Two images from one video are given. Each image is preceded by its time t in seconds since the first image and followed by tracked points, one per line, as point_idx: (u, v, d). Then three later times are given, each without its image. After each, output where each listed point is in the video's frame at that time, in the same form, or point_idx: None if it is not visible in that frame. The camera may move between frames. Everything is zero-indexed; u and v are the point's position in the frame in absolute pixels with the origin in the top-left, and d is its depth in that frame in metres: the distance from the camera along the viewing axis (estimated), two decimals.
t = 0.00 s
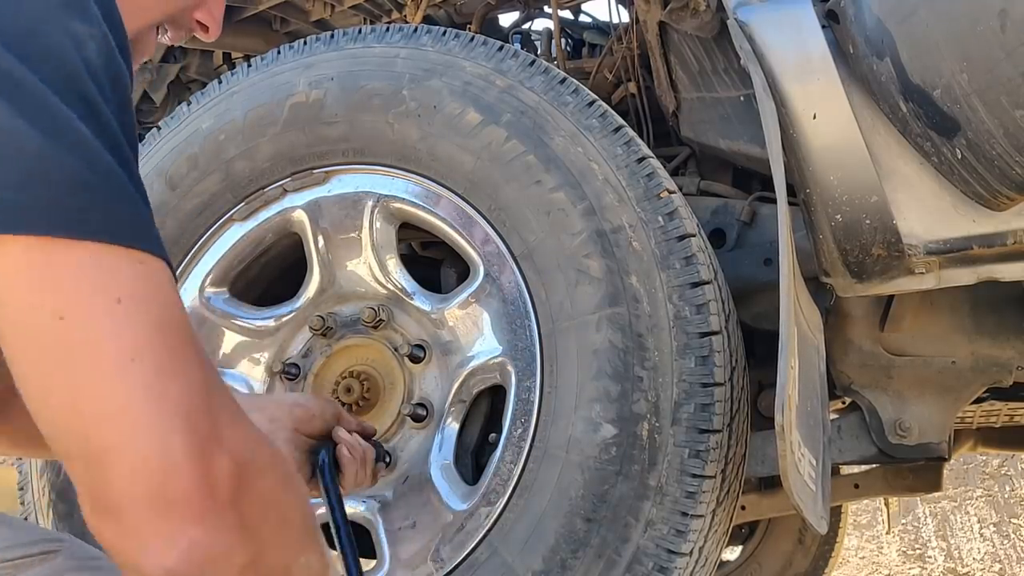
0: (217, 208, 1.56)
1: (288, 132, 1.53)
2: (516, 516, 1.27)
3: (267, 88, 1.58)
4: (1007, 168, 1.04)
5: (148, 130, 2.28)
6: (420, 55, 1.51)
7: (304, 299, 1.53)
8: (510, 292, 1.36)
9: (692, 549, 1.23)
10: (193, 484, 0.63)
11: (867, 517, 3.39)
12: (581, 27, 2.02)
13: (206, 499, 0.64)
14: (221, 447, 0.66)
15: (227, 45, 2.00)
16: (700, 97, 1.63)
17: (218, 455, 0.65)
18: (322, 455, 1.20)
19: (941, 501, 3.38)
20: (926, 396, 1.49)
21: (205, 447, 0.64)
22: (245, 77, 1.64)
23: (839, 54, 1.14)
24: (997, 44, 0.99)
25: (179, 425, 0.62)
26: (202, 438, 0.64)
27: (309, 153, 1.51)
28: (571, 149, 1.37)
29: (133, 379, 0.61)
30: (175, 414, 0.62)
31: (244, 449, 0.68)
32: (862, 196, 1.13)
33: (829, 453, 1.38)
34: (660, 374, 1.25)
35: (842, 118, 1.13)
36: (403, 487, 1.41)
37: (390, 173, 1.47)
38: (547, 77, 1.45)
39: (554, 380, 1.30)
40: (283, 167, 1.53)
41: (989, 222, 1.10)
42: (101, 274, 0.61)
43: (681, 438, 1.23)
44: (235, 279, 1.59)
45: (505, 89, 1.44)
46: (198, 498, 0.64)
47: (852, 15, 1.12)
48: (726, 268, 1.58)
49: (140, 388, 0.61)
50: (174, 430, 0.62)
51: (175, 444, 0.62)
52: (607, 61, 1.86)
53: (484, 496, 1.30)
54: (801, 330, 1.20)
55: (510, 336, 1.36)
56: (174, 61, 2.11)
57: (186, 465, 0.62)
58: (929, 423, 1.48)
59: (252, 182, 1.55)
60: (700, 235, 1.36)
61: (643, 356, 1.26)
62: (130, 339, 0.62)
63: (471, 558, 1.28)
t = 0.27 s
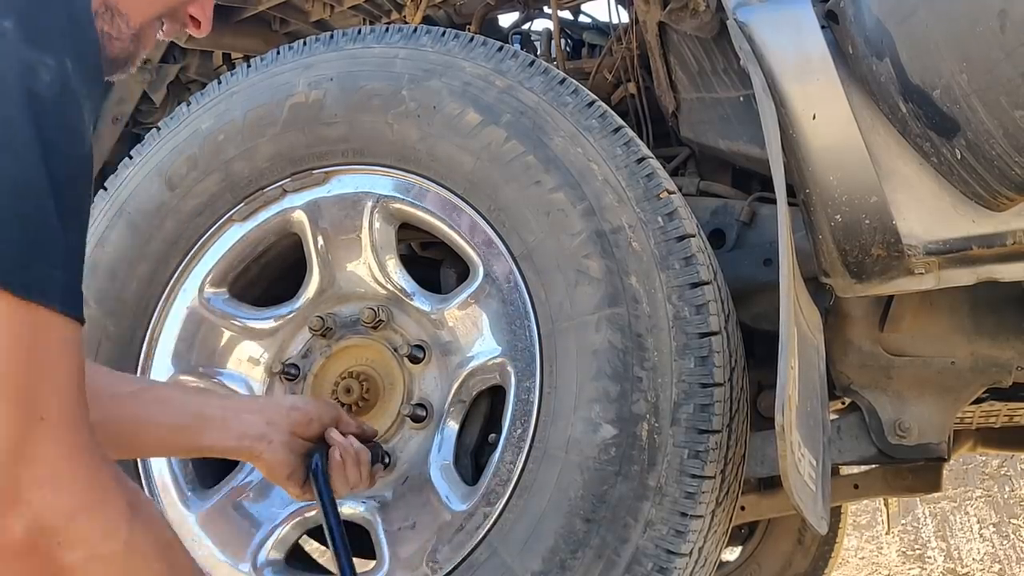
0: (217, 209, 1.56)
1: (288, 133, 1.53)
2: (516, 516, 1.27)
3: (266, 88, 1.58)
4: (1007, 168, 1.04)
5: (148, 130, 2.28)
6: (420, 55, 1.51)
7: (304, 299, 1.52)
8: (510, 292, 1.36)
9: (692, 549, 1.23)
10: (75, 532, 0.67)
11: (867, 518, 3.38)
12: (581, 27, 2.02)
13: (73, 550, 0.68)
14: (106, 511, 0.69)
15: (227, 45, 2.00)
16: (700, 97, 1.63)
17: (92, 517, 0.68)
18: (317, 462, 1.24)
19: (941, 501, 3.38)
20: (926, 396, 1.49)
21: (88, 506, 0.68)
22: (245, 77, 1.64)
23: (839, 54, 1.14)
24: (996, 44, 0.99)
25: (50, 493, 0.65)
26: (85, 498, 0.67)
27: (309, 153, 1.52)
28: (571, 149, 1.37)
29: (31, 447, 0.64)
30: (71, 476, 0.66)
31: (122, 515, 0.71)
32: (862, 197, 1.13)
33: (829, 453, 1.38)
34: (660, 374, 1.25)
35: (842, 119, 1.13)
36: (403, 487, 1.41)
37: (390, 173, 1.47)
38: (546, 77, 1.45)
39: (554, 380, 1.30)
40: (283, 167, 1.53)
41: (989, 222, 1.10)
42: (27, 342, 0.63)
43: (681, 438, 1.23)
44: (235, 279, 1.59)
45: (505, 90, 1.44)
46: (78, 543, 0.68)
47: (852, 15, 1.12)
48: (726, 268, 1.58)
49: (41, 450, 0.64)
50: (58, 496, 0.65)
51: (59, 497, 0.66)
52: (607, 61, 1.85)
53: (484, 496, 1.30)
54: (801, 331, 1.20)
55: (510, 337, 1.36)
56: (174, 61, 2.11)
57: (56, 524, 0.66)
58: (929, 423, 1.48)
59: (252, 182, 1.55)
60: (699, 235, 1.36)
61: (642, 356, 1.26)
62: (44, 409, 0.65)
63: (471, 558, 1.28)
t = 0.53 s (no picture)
0: (217, 209, 1.56)
1: (288, 133, 1.53)
2: (515, 516, 1.27)
3: (266, 88, 1.58)
4: (1007, 168, 1.04)
5: (148, 130, 2.28)
6: (420, 55, 1.51)
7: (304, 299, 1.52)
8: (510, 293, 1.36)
9: (692, 550, 1.23)
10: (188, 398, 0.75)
11: (866, 517, 3.38)
12: (581, 27, 2.02)
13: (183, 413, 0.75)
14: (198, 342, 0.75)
15: (227, 45, 2.00)
16: (699, 97, 1.63)
17: (173, 354, 0.73)
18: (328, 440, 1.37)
19: (941, 501, 3.38)
20: (926, 396, 1.49)
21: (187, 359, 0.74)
22: (245, 77, 1.64)
23: (838, 54, 1.14)
24: (996, 44, 0.99)
25: (152, 346, 0.72)
26: (165, 343, 0.73)
27: (309, 153, 1.51)
28: (571, 149, 1.37)
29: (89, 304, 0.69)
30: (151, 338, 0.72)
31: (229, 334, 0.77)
32: (862, 196, 1.13)
33: (830, 453, 1.40)
34: (660, 374, 1.25)
35: (842, 119, 1.13)
36: (403, 487, 1.40)
37: (390, 173, 1.47)
38: (546, 77, 1.45)
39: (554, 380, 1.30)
40: (283, 167, 1.53)
41: (989, 222, 1.10)
42: (67, 192, 0.69)
43: (681, 438, 1.23)
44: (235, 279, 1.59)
45: (505, 89, 1.44)
46: (172, 396, 0.73)
47: (852, 15, 1.12)
48: (726, 268, 1.58)
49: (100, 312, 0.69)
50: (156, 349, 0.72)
51: (161, 351, 0.72)
52: (607, 61, 1.85)
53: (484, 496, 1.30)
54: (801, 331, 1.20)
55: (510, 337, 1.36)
56: (174, 61, 2.10)
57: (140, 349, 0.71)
58: (929, 423, 1.49)
59: (252, 182, 1.55)
60: (699, 235, 1.36)
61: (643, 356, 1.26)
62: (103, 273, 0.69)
63: (471, 558, 1.28)
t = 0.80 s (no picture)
0: (217, 208, 1.56)
1: (288, 133, 1.53)
2: (515, 516, 1.27)
3: (266, 88, 1.58)
4: (1007, 168, 1.04)
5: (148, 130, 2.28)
6: (420, 55, 1.51)
7: (304, 299, 1.52)
8: (510, 293, 1.36)
9: (692, 549, 1.23)
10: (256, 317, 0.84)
11: (867, 517, 3.38)
12: (581, 27, 2.02)
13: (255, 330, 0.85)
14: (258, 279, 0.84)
15: (226, 44, 2.00)
16: (700, 97, 1.63)
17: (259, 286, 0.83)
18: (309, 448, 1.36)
19: (941, 501, 3.38)
20: (926, 396, 1.49)
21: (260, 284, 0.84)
22: (245, 77, 1.64)
23: (838, 54, 1.14)
24: (997, 44, 0.99)
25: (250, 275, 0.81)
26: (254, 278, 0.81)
27: (309, 153, 1.51)
28: (571, 149, 1.37)
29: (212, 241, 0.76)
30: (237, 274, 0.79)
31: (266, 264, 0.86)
32: (862, 197, 1.13)
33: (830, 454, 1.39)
34: (660, 374, 1.25)
35: (842, 119, 1.13)
36: (402, 487, 1.41)
37: (390, 174, 1.47)
38: (546, 77, 1.45)
39: (554, 380, 1.30)
40: (283, 167, 1.53)
41: (989, 222, 1.10)
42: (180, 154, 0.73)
43: (681, 438, 1.23)
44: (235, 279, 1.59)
45: (505, 89, 1.44)
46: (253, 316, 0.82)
47: (852, 15, 1.12)
48: (726, 268, 1.58)
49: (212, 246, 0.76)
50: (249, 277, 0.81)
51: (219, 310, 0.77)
52: (607, 61, 1.85)
53: (484, 495, 1.30)
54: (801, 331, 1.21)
55: (510, 337, 1.36)
56: (174, 61, 2.10)
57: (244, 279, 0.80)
58: (929, 423, 1.48)
59: (252, 182, 1.55)
60: (699, 235, 1.36)
61: (643, 356, 1.26)
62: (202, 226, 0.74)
63: (471, 558, 1.28)
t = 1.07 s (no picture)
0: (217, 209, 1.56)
1: (288, 133, 1.53)
2: (515, 516, 1.27)
3: (267, 88, 1.58)
4: (1007, 167, 1.04)
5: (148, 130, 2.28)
6: (420, 55, 1.51)
7: (304, 299, 1.53)
8: (510, 293, 1.36)
9: (692, 549, 1.23)
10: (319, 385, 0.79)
11: (867, 517, 3.39)
12: (581, 27, 2.02)
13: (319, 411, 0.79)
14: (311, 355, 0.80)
15: (226, 44, 2.00)
16: (699, 97, 1.63)
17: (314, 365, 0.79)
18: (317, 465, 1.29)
19: (941, 500, 3.38)
20: (926, 396, 1.49)
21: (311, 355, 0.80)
22: (245, 77, 1.64)
23: (838, 54, 1.14)
24: (996, 44, 0.99)
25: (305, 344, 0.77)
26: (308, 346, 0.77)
27: (309, 153, 1.51)
28: (571, 149, 1.37)
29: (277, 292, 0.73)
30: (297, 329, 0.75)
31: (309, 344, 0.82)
32: (862, 196, 1.13)
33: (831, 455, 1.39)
34: (660, 374, 1.25)
35: (842, 119, 1.13)
36: (402, 487, 1.41)
37: (390, 173, 1.47)
38: (546, 77, 1.45)
39: (554, 380, 1.30)
40: (283, 167, 1.53)
41: (989, 222, 1.10)
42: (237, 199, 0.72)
43: (681, 438, 1.23)
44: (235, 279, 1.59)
45: (505, 89, 1.44)
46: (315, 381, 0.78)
47: (852, 15, 1.12)
48: (726, 268, 1.58)
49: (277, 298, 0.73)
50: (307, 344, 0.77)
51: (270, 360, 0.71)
52: (607, 61, 1.85)
53: (484, 495, 1.30)
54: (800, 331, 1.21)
55: (510, 337, 1.36)
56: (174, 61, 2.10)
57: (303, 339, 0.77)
58: (929, 423, 1.48)
59: (252, 182, 1.55)
60: (699, 235, 1.36)
61: (643, 356, 1.26)
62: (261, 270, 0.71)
63: (471, 558, 1.28)
